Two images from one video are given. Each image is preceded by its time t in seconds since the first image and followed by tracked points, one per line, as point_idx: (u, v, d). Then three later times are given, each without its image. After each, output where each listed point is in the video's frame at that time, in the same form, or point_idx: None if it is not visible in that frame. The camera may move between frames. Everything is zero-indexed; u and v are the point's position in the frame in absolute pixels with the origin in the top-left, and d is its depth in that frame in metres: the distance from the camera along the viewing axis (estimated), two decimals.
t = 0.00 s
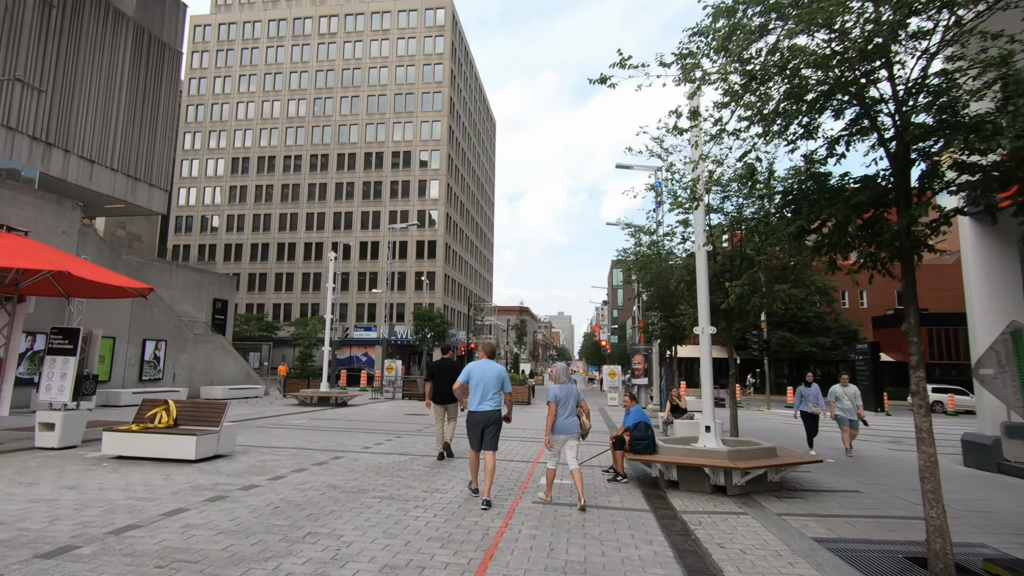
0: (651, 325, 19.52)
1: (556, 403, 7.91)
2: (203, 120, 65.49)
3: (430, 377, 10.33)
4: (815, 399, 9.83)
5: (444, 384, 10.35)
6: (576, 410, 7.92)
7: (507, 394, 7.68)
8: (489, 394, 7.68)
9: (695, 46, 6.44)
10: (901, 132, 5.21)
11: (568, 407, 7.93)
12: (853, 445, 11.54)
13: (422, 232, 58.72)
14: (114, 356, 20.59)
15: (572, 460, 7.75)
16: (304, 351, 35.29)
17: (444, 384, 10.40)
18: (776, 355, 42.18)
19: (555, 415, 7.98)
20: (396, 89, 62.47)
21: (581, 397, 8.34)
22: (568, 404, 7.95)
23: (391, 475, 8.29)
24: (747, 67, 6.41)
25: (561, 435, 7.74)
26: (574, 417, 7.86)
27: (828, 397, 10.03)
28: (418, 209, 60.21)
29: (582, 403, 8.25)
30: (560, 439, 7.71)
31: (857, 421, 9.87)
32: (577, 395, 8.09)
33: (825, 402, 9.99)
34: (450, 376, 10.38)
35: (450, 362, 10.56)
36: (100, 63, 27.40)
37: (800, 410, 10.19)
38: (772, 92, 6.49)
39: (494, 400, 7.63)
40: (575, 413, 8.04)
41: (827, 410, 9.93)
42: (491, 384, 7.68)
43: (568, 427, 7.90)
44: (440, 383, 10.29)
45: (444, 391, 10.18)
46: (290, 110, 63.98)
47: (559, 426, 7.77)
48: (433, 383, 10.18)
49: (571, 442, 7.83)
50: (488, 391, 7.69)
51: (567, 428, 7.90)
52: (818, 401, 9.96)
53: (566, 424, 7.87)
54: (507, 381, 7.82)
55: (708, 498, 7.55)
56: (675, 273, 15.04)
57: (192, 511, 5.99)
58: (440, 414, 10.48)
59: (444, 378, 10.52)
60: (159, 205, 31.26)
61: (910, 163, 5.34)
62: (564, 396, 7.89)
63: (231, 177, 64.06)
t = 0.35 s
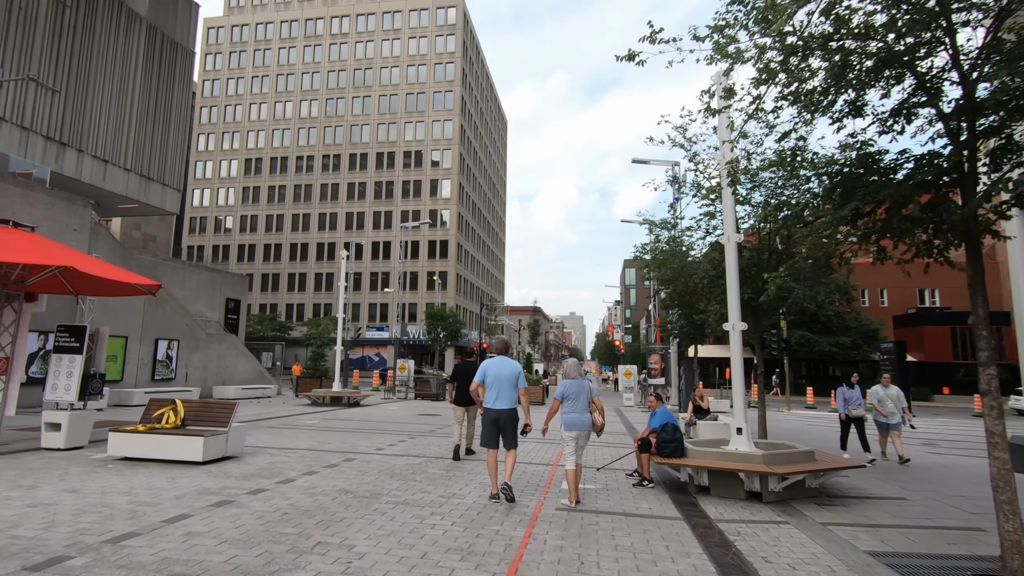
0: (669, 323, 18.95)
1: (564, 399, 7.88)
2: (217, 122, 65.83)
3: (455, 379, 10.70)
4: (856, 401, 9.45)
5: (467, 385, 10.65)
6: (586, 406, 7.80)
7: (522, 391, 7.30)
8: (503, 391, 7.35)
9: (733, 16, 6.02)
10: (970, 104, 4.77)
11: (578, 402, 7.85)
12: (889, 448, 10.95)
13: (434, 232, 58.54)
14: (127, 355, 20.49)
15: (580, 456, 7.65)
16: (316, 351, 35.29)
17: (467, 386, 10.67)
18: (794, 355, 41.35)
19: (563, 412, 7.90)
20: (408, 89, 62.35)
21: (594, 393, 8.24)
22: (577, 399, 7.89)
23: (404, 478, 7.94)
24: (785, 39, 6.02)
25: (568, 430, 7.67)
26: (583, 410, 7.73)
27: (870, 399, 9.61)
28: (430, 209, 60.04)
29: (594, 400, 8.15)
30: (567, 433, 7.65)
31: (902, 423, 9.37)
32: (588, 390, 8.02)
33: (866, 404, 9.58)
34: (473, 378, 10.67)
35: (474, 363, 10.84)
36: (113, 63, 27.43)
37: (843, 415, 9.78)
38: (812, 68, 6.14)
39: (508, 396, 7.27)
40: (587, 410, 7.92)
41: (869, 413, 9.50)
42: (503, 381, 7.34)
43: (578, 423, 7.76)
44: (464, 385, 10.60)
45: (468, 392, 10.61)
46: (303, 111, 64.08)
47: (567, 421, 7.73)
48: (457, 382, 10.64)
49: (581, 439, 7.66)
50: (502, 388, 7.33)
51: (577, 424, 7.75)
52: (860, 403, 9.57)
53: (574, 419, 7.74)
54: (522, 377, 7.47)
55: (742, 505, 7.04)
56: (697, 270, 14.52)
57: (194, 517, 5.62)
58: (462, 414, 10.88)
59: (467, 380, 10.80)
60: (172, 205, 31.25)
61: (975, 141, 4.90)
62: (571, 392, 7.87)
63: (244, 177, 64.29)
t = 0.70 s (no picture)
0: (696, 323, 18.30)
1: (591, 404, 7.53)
2: (239, 125, 66.61)
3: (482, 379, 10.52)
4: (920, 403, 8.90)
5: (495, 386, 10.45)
6: (613, 410, 7.42)
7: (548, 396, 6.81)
8: (529, 395, 6.90)
9: None
10: None
11: (605, 407, 7.46)
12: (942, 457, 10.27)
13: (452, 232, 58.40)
14: (149, 356, 20.56)
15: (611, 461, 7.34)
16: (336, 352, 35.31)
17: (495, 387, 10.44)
18: (823, 356, 40.17)
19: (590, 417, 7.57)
20: (426, 89, 62.32)
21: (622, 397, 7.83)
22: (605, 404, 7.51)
23: (426, 485, 7.56)
24: (837, 16, 5.60)
25: (595, 435, 7.34)
26: (609, 417, 7.35)
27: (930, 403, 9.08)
28: (449, 209, 59.93)
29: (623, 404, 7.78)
30: (594, 439, 7.31)
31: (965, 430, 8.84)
32: (615, 394, 7.61)
33: (926, 407, 9.01)
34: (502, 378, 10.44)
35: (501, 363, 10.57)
36: (136, 65, 27.67)
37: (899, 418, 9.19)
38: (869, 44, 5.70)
39: (534, 400, 6.80)
40: (615, 414, 7.57)
41: (930, 417, 8.91)
42: (527, 384, 6.90)
43: (607, 428, 7.41)
44: (492, 386, 10.41)
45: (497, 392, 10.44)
46: (322, 113, 64.48)
47: (594, 427, 7.39)
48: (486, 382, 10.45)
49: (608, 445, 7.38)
50: (527, 391, 6.90)
51: (605, 430, 7.39)
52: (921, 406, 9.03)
53: (602, 425, 7.40)
54: (549, 380, 7.01)
55: (789, 519, 6.52)
56: (727, 266, 13.91)
57: (207, 528, 5.32)
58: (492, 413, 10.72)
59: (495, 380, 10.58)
60: (195, 206, 31.50)
61: None
62: (598, 396, 7.44)
63: (265, 179, 64.89)
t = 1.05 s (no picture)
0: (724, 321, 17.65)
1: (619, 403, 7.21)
2: (261, 127, 67.32)
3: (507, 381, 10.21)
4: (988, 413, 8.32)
5: (521, 387, 10.14)
6: (642, 411, 7.11)
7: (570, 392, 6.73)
8: (553, 391, 6.94)
9: None
10: None
11: (633, 407, 7.14)
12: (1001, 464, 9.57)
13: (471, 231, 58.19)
14: (170, 355, 20.59)
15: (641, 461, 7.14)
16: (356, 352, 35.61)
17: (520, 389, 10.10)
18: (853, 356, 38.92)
19: (618, 417, 7.24)
20: (444, 88, 62.23)
21: (649, 394, 7.51)
22: (633, 404, 7.18)
23: (445, 490, 7.18)
24: None
25: (625, 437, 7.08)
26: (638, 418, 7.01)
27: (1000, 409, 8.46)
28: (468, 208, 59.77)
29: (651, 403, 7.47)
30: (625, 441, 7.05)
31: None
32: (642, 392, 7.23)
33: (996, 416, 8.42)
34: (527, 378, 10.13)
35: (526, 363, 10.18)
36: (159, 67, 27.93)
37: (968, 428, 8.62)
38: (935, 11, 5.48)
39: (557, 396, 6.81)
40: (642, 414, 7.23)
41: (1001, 427, 8.34)
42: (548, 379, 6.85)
43: (635, 428, 7.13)
44: (517, 388, 10.11)
45: (523, 394, 10.12)
46: (342, 114, 64.79)
47: (623, 428, 7.09)
48: (511, 385, 10.11)
49: (638, 446, 7.08)
50: (551, 387, 6.85)
51: (634, 431, 7.12)
52: (990, 416, 8.42)
53: (631, 425, 7.09)
54: (572, 374, 6.89)
55: (841, 531, 5.95)
56: (760, 261, 13.36)
57: (215, 536, 4.99)
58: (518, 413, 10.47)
59: (521, 380, 10.25)
60: (217, 206, 31.72)
61: None
62: (625, 396, 7.09)
63: (286, 181, 65.42)
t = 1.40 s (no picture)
0: (749, 319, 16.97)
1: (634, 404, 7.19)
2: (278, 129, 67.74)
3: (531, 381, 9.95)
4: None
5: (544, 388, 9.85)
6: (656, 412, 7.04)
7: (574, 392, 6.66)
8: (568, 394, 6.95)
9: None
10: None
11: (646, 408, 7.10)
12: None
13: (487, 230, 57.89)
14: (187, 355, 20.55)
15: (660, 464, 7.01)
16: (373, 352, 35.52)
17: (544, 390, 9.81)
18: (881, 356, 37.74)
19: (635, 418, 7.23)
20: (460, 88, 62.01)
21: (668, 396, 7.41)
22: (648, 404, 7.14)
23: (463, 498, 6.77)
24: None
25: (637, 437, 7.07)
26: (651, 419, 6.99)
27: None
28: (484, 207, 59.47)
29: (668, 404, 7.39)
30: (636, 441, 7.05)
31: None
32: (657, 394, 7.16)
33: None
34: (551, 379, 9.82)
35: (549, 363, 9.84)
36: (176, 69, 28.06)
37: None
38: None
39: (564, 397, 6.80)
40: (658, 414, 7.14)
41: None
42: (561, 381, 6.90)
43: (649, 430, 7.06)
44: (541, 389, 9.83)
45: (545, 393, 9.84)
46: (358, 115, 64.92)
47: (635, 428, 7.10)
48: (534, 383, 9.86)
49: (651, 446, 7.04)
50: (564, 391, 6.86)
51: (648, 432, 7.06)
52: None
53: (643, 426, 7.06)
54: (581, 375, 6.86)
55: (897, 549, 5.41)
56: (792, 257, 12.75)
57: (216, 551, 4.64)
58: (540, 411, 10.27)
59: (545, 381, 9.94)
60: (234, 207, 31.80)
61: None
62: (638, 397, 7.08)
63: (303, 182, 65.73)
